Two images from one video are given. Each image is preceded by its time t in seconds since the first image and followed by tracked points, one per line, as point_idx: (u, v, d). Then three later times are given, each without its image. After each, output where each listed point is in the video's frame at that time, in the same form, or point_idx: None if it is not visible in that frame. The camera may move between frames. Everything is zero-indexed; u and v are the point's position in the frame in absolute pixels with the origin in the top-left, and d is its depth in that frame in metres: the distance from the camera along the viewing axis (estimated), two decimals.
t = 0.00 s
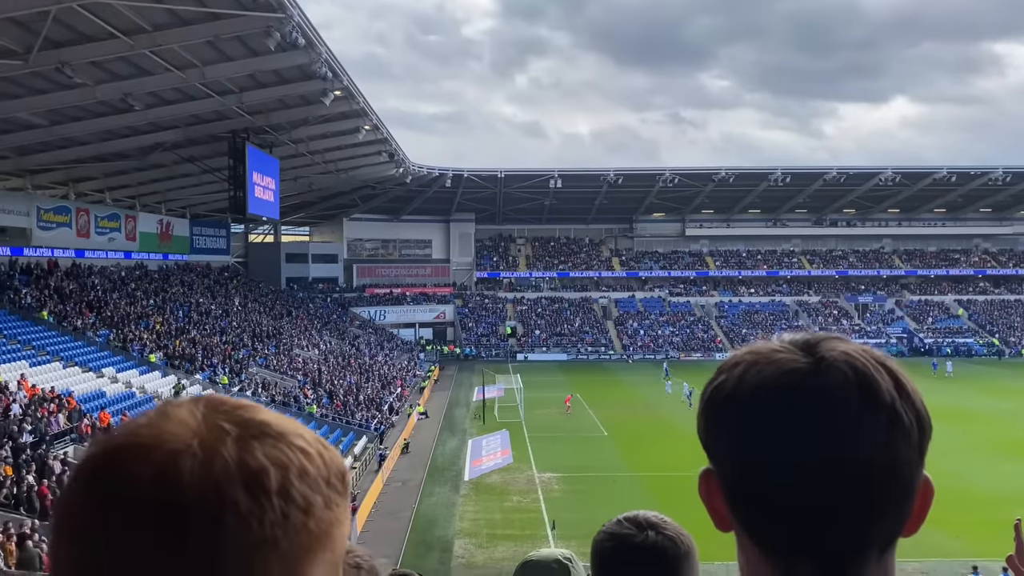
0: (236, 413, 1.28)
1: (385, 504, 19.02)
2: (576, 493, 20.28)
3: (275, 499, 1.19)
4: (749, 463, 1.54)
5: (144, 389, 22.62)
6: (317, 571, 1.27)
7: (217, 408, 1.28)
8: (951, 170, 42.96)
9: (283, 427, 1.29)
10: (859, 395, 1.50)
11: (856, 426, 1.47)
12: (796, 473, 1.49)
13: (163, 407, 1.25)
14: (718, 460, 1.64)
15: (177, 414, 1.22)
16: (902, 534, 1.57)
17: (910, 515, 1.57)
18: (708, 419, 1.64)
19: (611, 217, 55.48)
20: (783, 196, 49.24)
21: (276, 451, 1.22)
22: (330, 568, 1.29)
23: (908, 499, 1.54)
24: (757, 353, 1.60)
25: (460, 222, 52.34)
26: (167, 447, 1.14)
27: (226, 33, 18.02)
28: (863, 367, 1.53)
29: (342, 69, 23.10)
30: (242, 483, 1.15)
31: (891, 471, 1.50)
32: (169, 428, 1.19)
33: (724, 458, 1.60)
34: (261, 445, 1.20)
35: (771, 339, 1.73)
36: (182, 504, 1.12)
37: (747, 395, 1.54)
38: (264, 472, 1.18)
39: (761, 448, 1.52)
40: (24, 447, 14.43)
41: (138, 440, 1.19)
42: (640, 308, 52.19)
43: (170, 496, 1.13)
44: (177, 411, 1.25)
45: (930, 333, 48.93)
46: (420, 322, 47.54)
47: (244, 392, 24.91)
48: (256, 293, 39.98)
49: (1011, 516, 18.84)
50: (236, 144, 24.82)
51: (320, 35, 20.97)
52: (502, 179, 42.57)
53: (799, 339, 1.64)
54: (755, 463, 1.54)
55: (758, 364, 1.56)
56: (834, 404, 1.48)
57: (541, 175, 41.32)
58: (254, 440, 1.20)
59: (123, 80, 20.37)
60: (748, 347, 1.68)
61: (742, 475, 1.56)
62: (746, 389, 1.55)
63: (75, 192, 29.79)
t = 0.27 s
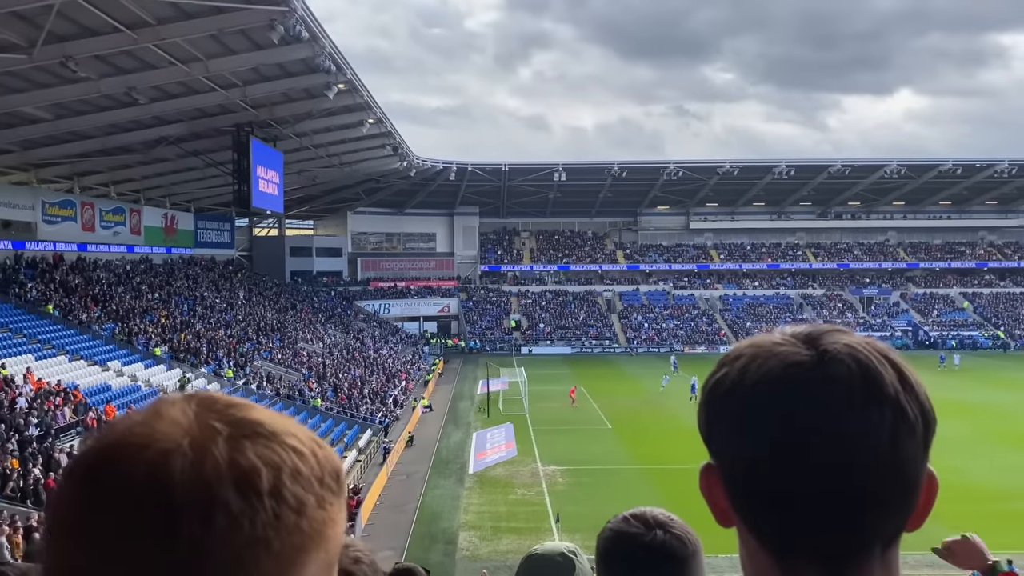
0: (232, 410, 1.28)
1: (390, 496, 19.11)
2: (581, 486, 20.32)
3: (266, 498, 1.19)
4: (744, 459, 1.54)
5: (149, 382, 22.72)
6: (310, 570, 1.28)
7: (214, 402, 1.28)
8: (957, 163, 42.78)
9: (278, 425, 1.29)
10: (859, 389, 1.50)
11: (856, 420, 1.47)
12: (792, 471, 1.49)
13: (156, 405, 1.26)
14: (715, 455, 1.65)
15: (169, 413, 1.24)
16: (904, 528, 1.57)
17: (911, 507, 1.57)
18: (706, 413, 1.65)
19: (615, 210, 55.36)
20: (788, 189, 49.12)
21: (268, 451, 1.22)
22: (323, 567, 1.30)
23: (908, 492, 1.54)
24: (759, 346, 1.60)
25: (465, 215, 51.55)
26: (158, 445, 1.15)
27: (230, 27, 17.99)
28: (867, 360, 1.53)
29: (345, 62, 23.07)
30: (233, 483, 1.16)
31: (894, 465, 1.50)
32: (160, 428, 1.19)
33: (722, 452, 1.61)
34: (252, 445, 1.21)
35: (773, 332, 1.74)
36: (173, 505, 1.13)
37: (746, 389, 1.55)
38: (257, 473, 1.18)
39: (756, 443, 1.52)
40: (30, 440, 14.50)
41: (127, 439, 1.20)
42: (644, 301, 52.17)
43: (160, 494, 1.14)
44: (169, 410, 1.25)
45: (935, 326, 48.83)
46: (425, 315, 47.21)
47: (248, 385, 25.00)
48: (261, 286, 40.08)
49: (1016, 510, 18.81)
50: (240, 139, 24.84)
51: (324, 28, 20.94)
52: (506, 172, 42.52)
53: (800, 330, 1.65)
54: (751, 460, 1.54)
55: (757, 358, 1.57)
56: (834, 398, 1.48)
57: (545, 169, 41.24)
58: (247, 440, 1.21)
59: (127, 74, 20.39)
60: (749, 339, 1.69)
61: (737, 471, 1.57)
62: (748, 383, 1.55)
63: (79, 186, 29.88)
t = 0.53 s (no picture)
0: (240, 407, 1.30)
1: (395, 493, 19.15)
2: (585, 482, 20.31)
3: (275, 494, 1.20)
4: (748, 449, 1.55)
5: (155, 380, 22.80)
6: (319, 566, 1.29)
7: (223, 398, 1.30)
8: (963, 158, 42.60)
9: (284, 419, 1.29)
10: (861, 376, 1.49)
11: (862, 407, 1.47)
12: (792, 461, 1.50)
13: (162, 401, 1.27)
14: (719, 446, 1.65)
15: (177, 409, 1.24)
16: (908, 515, 1.57)
17: (915, 493, 1.57)
18: (709, 405, 1.65)
19: (620, 206, 55.29)
20: (793, 184, 49.02)
21: (276, 445, 1.23)
22: (333, 562, 1.32)
23: (912, 480, 1.54)
24: (760, 335, 1.60)
25: (469, 212, 52.04)
26: (168, 440, 1.16)
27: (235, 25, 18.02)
28: (868, 348, 1.53)
29: (349, 60, 23.10)
30: (243, 478, 1.17)
31: (901, 453, 1.49)
32: (168, 423, 1.20)
33: (726, 442, 1.61)
34: (262, 440, 1.21)
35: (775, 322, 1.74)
36: (183, 500, 1.14)
37: (749, 379, 1.55)
38: (267, 467, 1.19)
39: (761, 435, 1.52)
40: (37, 438, 14.55)
41: (135, 434, 1.21)
42: (648, 298, 52.12)
43: (170, 490, 1.14)
44: (176, 405, 1.26)
45: (941, 322, 48.67)
46: (429, 312, 46.96)
47: (254, 382, 25.08)
48: (267, 284, 40.22)
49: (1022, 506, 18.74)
50: (245, 137, 24.89)
51: (327, 26, 20.94)
52: (510, 169, 42.48)
53: (802, 320, 1.65)
54: (755, 450, 1.54)
55: (761, 347, 1.57)
56: (838, 385, 1.48)
57: (549, 165, 41.21)
58: (256, 435, 1.21)
59: (132, 73, 20.42)
60: (752, 328, 1.69)
61: (740, 461, 1.58)
62: (750, 373, 1.55)
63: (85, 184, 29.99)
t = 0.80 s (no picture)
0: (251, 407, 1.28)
1: (402, 496, 19.16)
2: (593, 484, 20.29)
3: (291, 495, 1.19)
4: (749, 445, 1.49)
5: (163, 384, 22.85)
6: (334, 566, 1.27)
7: (237, 398, 1.29)
8: (972, 157, 42.38)
9: (300, 422, 1.28)
10: (869, 370, 1.42)
11: (871, 405, 1.40)
12: (798, 459, 1.44)
13: (173, 404, 1.25)
14: (725, 442, 1.59)
15: (189, 410, 1.23)
16: (916, 512, 1.51)
17: (924, 493, 1.50)
18: (713, 401, 1.58)
19: (626, 208, 55.17)
20: (800, 185, 48.87)
21: (291, 447, 1.21)
22: (349, 562, 1.30)
23: (921, 480, 1.48)
24: (765, 330, 1.53)
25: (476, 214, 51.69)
26: (182, 444, 1.15)
27: (240, 29, 18.04)
28: (877, 344, 1.45)
29: (355, 63, 23.11)
30: (257, 482, 1.15)
31: (909, 451, 1.42)
32: (181, 425, 1.18)
33: (730, 439, 1.55)
34: (276, 441, 1.20)
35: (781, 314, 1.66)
36: (195, 503, 1.13)
37: (756, 375, 1.48)
38: (280, 470, 1.18)
39: (764, 433, 1.46)
40: (46, 442, 14.60)
41: (147, 438, 1.19)
42: (656, 299, 51.98)
43: (187, 494, 1.13)
44: (189, 406, 1.24)
45: (951, 322, 48.40)
46: (436, 314, 47.45)
47: (262, 386, 25.13)
48: (274, 287, 40.33)
49: None
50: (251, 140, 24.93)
51: (333, 29, 20.93)
52: (516, 171, 42.44)
53: (807, 314, 1.57)
54: (758, 447, 1.49)
55: (765, 342, 1.49)
56: (843, 381, 1.42)
57: (555, 167, 41.17)
58: (271, 435, 1.20)
59: (138, 78, 20.48)
60: (752, 324, 1.62)
61: (749, 460, 1.52)
62: (754, 369, 1.48)
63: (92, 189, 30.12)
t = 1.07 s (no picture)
0: (260, 417, 1.29)
1: (411, 504, 19.16)
2: (602, 492, 20.26)
3: (298, 506, 1.19)
4: (762, 453, 1.47)
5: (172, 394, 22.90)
6: None
7: (243, 409, 1.29)
8: (978, 161, 42.33)
9: (307, 430, 1.29)
10: (886, 376, 1.40)
11: (889, 410, 1.37)
12: (813, 466, 1.42)
13: (181, 411, 1.25)
14: (736, 450, 1.56)
15: (196, 420, 1.23)
16: (936, 523, 1.48)
17: (945, 505, 1.47)
18: (727, 409, 1.56)
19: (633, 215, 55.18)
20: (807, 191, 48.87)
21: (299, 457, 1.22)
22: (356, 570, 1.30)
23: (943, 490, 1.45)
24: (779, 336, 1.51)
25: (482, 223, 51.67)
26: (188, 450, 1.15)
27: (247, 40, 18.14)
28: (892, 349, 1.43)
29: (361, 73, 23.23)
30: (265, 491, 1.15)
31: (928, 459, 1.40)
32: (187, 434, 1.18)
33: (741, 445, 1.52)
34: (284, 451, 1.21)
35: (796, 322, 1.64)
36: (201, 515, 1.12)
37: (770, 382, 1.45)
38: (288, 480, 1.18)
39: (775, 439, 1.44)
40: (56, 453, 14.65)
41: (154, 448, 1.19)
42: (663, 306, 51.89)
43: (191, 504, 1.13)
44: (195, 416, 1.25)
45: (960, 327, 48.17)
46: (443, 323, 47.26)
47: (270, 395, 25.21)
48: (281, 297, 40.48)
49: None
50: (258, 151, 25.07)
51: (339, 39, 21.04)
52: (522, 179, 42.57)
53: (823, 320, 1.55)
54: (770, 454, 1.47)
55: (779, 347, 1.47)
56: (858, 387, 1.40)
57: (561, 175, 41.29)
58: (278, 445, 1.21)
59: (146, 89, 20.62)
60: (766, 330, 1.59)
61: (761, 468, 1.49)
62: (766, 376, 1.47)
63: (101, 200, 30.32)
